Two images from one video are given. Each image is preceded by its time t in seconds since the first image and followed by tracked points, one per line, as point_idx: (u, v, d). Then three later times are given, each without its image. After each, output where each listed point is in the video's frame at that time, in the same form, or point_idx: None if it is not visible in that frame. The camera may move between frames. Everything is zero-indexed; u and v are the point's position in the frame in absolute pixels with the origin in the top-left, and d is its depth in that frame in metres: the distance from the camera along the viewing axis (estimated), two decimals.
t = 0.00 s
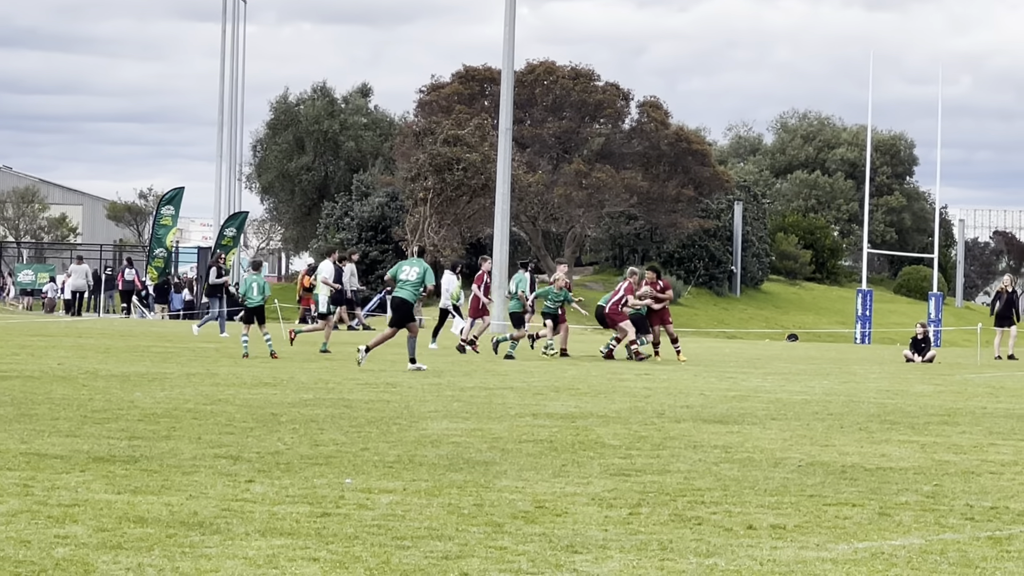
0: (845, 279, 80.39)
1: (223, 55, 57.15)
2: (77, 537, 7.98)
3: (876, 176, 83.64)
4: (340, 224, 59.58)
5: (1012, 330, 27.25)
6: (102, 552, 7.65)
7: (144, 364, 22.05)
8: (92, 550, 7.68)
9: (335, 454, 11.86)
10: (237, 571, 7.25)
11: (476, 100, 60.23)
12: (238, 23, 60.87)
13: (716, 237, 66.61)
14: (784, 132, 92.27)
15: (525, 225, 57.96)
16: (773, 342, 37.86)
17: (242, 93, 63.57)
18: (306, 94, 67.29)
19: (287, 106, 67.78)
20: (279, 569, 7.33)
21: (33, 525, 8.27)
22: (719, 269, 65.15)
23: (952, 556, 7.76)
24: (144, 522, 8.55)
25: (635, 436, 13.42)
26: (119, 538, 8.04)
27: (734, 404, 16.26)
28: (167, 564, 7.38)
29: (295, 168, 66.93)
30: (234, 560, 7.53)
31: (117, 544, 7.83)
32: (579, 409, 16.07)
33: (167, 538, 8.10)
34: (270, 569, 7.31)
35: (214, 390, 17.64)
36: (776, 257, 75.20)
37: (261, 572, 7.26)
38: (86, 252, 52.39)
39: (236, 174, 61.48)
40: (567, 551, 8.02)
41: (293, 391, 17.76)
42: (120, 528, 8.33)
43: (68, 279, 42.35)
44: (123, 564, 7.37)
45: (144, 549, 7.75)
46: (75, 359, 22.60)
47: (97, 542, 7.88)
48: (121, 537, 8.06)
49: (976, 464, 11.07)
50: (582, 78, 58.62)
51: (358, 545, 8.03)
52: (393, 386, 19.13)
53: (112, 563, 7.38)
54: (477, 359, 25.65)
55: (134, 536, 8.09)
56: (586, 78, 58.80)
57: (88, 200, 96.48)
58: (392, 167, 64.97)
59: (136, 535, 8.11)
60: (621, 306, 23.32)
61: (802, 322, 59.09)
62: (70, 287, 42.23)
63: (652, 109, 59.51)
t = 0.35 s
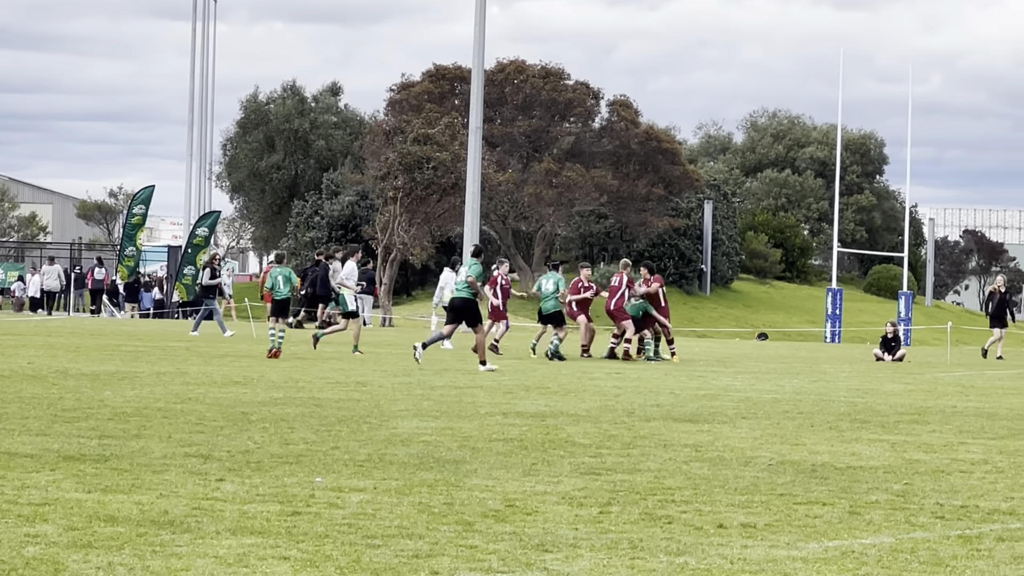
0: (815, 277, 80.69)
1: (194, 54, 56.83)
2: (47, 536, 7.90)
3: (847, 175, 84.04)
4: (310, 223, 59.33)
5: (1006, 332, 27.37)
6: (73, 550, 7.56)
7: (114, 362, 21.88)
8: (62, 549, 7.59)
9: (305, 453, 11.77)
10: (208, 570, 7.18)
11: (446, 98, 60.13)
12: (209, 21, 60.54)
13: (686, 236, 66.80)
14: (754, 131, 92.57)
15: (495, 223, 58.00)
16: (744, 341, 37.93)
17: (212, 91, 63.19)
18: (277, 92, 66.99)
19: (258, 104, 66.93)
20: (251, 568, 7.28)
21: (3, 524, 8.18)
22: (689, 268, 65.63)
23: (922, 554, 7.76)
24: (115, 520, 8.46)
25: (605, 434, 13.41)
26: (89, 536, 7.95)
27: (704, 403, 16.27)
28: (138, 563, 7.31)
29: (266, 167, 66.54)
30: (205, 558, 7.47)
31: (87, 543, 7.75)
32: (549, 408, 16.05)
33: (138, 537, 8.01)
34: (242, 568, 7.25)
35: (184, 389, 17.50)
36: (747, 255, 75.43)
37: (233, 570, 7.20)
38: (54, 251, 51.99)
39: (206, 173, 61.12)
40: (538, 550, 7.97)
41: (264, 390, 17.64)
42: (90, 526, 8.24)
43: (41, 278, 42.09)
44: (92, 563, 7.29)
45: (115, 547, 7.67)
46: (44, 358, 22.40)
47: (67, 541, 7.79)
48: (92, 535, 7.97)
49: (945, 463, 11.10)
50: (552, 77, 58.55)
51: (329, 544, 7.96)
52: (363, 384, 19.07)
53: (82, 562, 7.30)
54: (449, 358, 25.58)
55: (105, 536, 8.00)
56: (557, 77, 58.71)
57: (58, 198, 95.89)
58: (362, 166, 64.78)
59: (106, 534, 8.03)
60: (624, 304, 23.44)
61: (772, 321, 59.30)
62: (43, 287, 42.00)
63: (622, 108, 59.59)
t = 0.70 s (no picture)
0: (786, 276, 80.97)
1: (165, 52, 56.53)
2: (17, 534, 7.81)
3: (818, 173, 84.38)
4: (281, 221, 59.06)
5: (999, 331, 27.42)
6: (43, 549, 7.48)
7: (84, 361, 21.70)
8: (32, 547, 7.51)
9: (277, 452, 11.69)
10: (179, 568, 7.12)
11: (418, 96, 60.01)
12: (180, 19, 60.21)
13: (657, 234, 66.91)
14: (725, 129, 92.81)
15: (466, 222, 57.91)
16: (714, 339, 38.00)
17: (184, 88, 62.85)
18: (248, 90, 66.71)
19: (228, 103, 67.09)
20: (222, 566, 7.22)
21: None
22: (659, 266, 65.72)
23: (892, 553, 7.76)
24: (86, 518, 8.38)
25: (575, 433, 13.37)
26: (59, 535, 7.87)
27: (675, 401, 16.26)
28: (109, 561, 7.24)
29: (237, 165, 66.18)
30: (175, 557, 7.39)
31: (57, 542, 7.66)
32: (519, 406, 16.01)
33: (109, 535, 7.93)
34: (213, 566, 7.19)
35: (154, 387, 17.38)
36: (718, 254, 75.61)
37: (204, 569, 7.13)
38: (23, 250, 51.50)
39: (177, 171, 60.81)
40: (508, 548, 7.93)
41: (235, 389, 17.54)
42: (61, 525, 8.15)
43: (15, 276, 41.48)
44: (62, 561, 7.21)
45: (85, 546, 7.59)
46: (14, 357, 22.20)
47: (36, 539, 7.70)
48: (62, 534, 7.89)
49: (916, 461, 11.12)
50: (523, 76, 58.48)
51: (300, 543, 7.90)
52: (334, 383, 18.99)
53: (53, 561, 7.22)
54: (419, 356, 25.53)
55: (76, 534, 7.91)
56: (528, 75, 58.65)
57: (29, 197, 95.29)
58: (333, 164, 64.57)
59: (76, 532, 7.94)
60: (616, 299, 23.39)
61: (743, 319, 59.44)
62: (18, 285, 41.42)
63: (593, 106, 59.64)
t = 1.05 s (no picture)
0: (760, 275, 81.22)
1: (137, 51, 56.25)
2: None
3: (791, 173, 84.69)
4: (255, 220, 58.80)
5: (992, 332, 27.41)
6: (16, 548, 7.39)
7: (57, 360, 21.54)
8: (5, 547, 7.42)
9: (250, 450, 11.61)
10: (153, 567, 7.06)
11: (391, 95, 59.88)
12: (153, 19, 59.83)
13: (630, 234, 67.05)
14: (698, 128, 93.05)
15: (440, 221, 57.80)
16: (688, 339, 38.06)
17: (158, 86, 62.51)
18: (221, 89, 66.44)
19: (202, 102, 66.84)
20: (196, 565, 7.15)
21: None
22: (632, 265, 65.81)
23: (867, 552, 7.75)
24: (59, 518, 8.29)
25: (549, 432, 13.33)
26: (31, 534, 7.78)
27: (649, 400, 16.25)
28: (82, 561, 7.17)
29: (211, 164, 65.87)
30: (149, 556, 7.33)
31: (30, 541, 7.58)
32: (493, 405, 15.97)
33: (83, 534, 7.85)
34: (185, 566, 7.12)
35: (127, 387, 17.27)
36: (691, 253, 75.72)
37: (177, 569, 7.07)
38: None
39: (151, 170, 60.46)
40: (481, 547, 7.89)
41: (209, 388, 17.45)
42: (32, 524, 8.06)
43: None
44: (35, 560, 7.13)
45: (58, 545, 7.51)
46: None
47: (9, 539, 7.61)
48: (33, 533, 7.80)
49: (890, 460, 11.14)
50: (496, 75, 58.46)
51: (273, 542, 7.84)
52: (307, 381, 18.91)
53: (27, 560, 7.14)
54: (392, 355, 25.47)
55: (48, 533, 7.83)
56: (501, 74, 58.51)
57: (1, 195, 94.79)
58: (307, 163, 64.34)
59: (49, 532, 7.86)
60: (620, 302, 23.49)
61: (716, 319, 59.54)
62: None
63: (566, 106, 59.65)
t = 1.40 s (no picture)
0: (736, 274, 81.42)
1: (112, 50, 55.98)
2: None
3: (767, 172, 84.98)
4: (231, 219, 58.59)
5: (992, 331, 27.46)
6: None
7: (31, 359, 21.41)
8: None
9: (225, 450, 11.54)
10: (128, 567, 7.00)
11: (367, 94, 59.76)
12: (130, 18, 59.67)
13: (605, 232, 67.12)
14: (675, 127, 93.29)
15: (415, 220, 57.70)
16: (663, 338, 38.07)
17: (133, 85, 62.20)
18: (197, 88, 66.23)
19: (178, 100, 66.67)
20: (171, 565, 7.10)
21: None
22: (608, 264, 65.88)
23: (842, 551, 7.75)
24: (35, 517, 8.21)
25: (525, 431, 13.30)
26: (4, 535, 7.70)
27: (625, 399, 16.25)
28: (57, 561, 7.10)
29: (187, 163, 65.59)
30: (124, 555, 7.26)
31: (4, 541, 7.51)
32: (469, 404, 15.94)
33: (57, 534, 7.78)
34: (161, 565, 7.07)
35: (103, 385, 17.17)
36: (667, 252, 75.77)
37: (152, 568, 7.01)
38: None
39: (126, 169, 60.18)
40: (457, 546, 7.85)
41: (184, 387, 17.37)
42: (7, 525, 7.98)
43: None
44: (10, 560, 7.06)
45: (33, 545, 7.44)
46: None
47: None
48: (8, 533, 7.71)
49: (866, 459, 11.14)
50: (472, 74, 58.44)
51: (249, 541, 7.78)
52: (283, 380, 18.83)
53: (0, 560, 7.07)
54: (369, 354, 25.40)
55: (24, 533, 7.76)
56: (476, 73, 58.60)
57: None
58: (282, 161, 64.16)
59: (24, 531, 7.78)
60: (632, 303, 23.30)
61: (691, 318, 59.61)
62: None
63: (542, 105, 59.67)
